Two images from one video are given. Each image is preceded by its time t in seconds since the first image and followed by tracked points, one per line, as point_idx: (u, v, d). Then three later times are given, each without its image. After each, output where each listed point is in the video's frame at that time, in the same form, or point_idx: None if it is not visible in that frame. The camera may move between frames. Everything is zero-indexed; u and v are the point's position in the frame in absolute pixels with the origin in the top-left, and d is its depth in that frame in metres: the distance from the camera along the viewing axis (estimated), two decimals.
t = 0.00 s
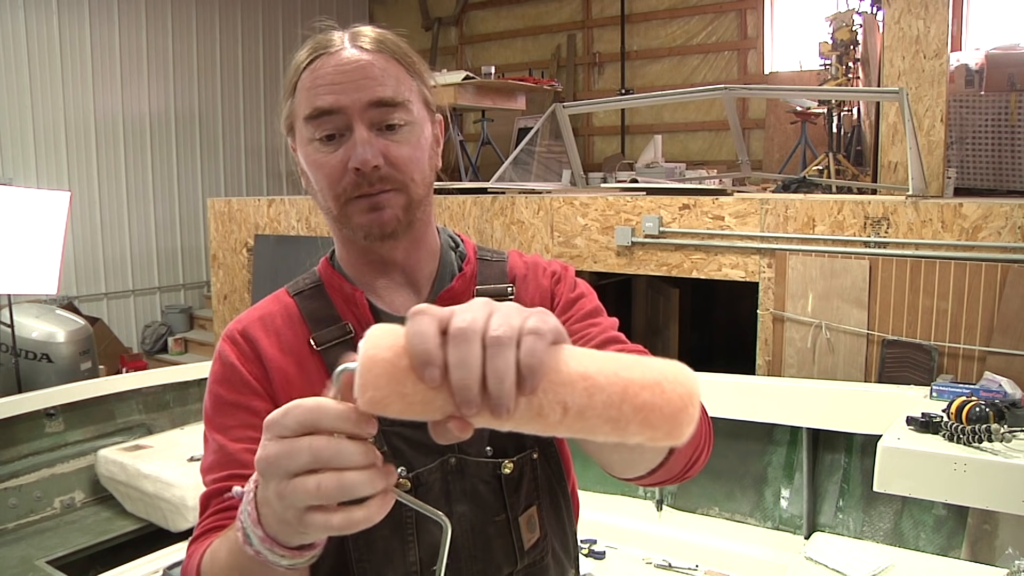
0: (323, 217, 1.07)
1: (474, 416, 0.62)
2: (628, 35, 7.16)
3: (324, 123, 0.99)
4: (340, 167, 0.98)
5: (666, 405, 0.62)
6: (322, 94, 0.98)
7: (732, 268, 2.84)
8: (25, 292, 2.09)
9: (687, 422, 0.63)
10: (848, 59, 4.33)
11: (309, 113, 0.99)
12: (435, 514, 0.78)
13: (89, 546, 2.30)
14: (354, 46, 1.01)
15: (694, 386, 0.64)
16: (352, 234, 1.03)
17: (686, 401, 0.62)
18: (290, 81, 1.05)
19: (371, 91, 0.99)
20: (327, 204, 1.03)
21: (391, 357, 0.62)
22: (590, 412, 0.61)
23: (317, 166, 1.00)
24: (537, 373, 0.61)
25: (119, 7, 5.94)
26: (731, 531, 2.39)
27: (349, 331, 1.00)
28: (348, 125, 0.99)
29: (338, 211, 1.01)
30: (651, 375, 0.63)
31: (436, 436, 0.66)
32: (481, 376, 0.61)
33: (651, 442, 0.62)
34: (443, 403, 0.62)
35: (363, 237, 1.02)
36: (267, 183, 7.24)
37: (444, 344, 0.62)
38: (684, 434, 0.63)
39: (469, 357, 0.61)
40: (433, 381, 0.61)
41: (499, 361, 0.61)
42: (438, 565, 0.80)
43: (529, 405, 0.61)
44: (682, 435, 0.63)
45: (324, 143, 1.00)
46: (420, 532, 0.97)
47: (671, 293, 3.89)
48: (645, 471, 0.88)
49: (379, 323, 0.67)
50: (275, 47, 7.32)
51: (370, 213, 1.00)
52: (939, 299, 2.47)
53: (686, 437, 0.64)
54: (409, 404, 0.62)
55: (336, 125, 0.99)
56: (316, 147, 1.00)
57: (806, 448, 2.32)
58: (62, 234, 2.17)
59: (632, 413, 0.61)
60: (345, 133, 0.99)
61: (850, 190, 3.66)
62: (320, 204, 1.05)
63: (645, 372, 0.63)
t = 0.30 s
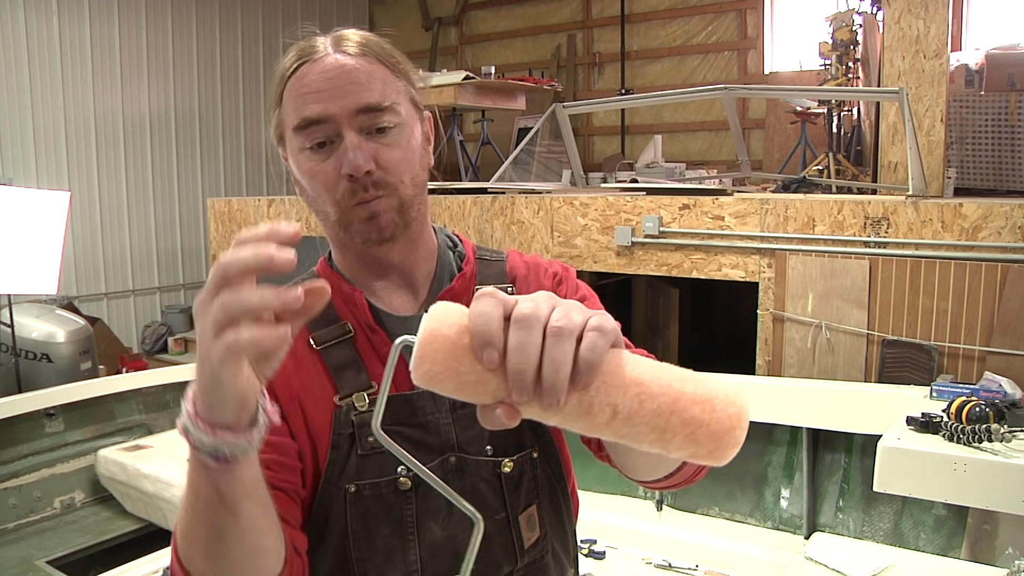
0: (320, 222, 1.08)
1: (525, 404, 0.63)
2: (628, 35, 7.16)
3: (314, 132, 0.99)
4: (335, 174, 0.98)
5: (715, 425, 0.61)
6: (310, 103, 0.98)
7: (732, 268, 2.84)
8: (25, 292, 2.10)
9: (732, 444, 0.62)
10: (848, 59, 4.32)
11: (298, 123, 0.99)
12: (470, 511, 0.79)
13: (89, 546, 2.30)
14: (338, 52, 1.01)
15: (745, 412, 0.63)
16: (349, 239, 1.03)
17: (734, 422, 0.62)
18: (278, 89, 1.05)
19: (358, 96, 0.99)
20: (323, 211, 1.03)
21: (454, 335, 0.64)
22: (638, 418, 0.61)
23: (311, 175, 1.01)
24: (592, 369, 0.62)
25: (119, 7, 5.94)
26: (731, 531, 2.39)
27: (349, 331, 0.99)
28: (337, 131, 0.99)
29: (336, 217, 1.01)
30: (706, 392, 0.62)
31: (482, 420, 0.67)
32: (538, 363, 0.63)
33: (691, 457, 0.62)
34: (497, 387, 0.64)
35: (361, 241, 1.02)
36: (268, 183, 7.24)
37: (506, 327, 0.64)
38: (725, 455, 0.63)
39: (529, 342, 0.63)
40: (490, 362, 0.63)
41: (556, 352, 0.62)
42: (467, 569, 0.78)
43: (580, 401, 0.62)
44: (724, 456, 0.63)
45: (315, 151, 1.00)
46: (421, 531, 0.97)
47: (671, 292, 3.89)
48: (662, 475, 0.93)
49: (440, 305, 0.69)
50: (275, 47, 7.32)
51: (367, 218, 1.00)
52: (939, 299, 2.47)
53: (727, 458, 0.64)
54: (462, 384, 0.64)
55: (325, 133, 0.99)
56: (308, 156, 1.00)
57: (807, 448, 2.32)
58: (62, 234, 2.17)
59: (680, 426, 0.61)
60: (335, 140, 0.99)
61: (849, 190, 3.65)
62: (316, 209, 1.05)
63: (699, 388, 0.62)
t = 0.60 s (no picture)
0: (318, 218, 1.08)
1: (506, 419, 0.63)
2: (628, 35, 7.16)
3: (315, 124, 1.00)
4: (335, 163, 0.98)
5: (694, 430, 0.62)
6: (312, 94, 0.98)
7: (732, 268, 2.84)
8: (25, 292, 2.09)
9: (713, 447, 0.63)
10: (848, 59, 4.33)
11: (300, 115, 1.00)
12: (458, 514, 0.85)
13: (89, 546, 2.30)
14: (339, 46, 1.02)
15: (724, 415, 0.64)
16: (349, 232, 1.03)
17: (713, 427, 0.63)
18: (279, 85, 1.05)
19: (359, 88, 0.99)
20: (323, 203, 1.03)
21: (432, 355, 0.63)
22: (618, 427, 0.61)
23: (311, 166, 1.00)
24: (569, 382, 0.62)
25: (119, 7, 5.94)
26: (731, 531, 2.39)
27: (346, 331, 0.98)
28: (339, 123, 0.99)
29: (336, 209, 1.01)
30: (684, 398, 0.63)
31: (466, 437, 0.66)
32: (515, 380, 0.62)
33: (677, 463, 0.63)
34: (478, 404, 0.63)
35: (360, 234, 1.02)
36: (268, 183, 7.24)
37: (482, 346, 0.62)
38: (709, 458, 0.63)
39: (505, 360, 0.62)
40: (470, 382, 0.62)
41: (533, 367, 0.61)
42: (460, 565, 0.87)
43: (560, 413, 0.62)
44: (707, 459, 0.63)
45: (317, 143, 1.00)
46: (419, 530, 0.97)
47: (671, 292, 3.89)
48: (652, 478, 0.91)
49: (426, 324, 0.68)
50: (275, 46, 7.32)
51: (367, 209, 1.00)
52: (939, 299, 2.47)
53: (709, 461, 0.64)
54: (443, 402, 0.63)
55: (327, 123, 0.99)
56: (309, 147, 1.00)
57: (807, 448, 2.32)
58: (62, 233, 2.17)
59: (660, 433, 0.61)
60: (337, 131, 0.99)
61: (849, 190, 3.66)
62: (315, 204, 1.05)
63: (676, 395, 0.62)
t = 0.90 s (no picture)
0: (322, 225, 1.07)
1: (492, 424, 0.64)
2: (628, 35, 7.16)
3: (328, 133, 0.98)
4: (352, 172, 0.98)
5: (680, 436, 0.61)
6: (325, 104, 0.97)
7: (732, 268, 2.84)
8: (25, 292, 2.10)
9: (700, 452, 0.63)
10: (848, 58, 4.32)
11: (312, 124, 0.98)
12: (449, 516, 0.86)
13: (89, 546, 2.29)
14: (345, 51, 1.01)
15: (711, 420, 0.63)
16: (361, 238, 1.03)
17: (699, 433, 0.62)
18: (281, 91, 1.03)
19: (373, 94, 0.98)
20: (334, 212, 1.02)
21: (419, 361, 0.65)
22: (603, 432, 0.61)
23: (323, 175, 0.99)
24: (553, 387, 0.62)
25: (120, 7, 5.94)
26: (731, 531, 2.39)
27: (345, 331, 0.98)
28: (353, 131, 0.98)
29: (349, 217, 1.01)
30: (670, 403, 0.62)
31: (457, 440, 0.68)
32: (500, 385, 0.62)
33: (663, 469, 0.63)
34: (465, 410, 0.64)
35: (374, 240, 1.03)
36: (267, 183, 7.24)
37: (467, 352, 0.63)
38: (696, 463, 0.63)
39: (490, 365, 0.62)
40: (456, 387, 0.63)
41: (517, 372, 0.62)
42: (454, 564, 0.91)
43: (544, 419, 0.62)
44: (694, 465, 0.63)
45: (330, 152, 0.99)
46: (416, 529, 0.97)
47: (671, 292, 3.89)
48: (646, 480, 0.91)
49: (416, 331, 0.71)
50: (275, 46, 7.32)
51: (383, 216, 1.01)
52: (939, 299, 2.47)
53: (697, 467, 0.64)
54: (432, 409, 0.64)
55: (341, 132, 0.98)
56: (320, 156, 0.99)
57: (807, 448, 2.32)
58: (62, 234, 2.17)
59: (644, 438, 0.61)
60: (351, 140, 0.98)
61: (849, 190, 3.65)
62: (322, 211, 1.04)
63: (662, 401, 0.62)
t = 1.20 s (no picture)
0: (313, 218, 1.08)
1: (483, 429, 0.64)
2: (628, 35, 7.16)
3: (314, 121, 0.99)
4: (331, 161, 0.98)
5: (672, 432, 0.61)
6: (313, 93, 0.98)
7: (732, 268, 2.84)
8: (25, 292, 2.09)
9: (694, 448, 0.62)
10: (848, 58, 4.32)
11: (299, 113, 1.00)
12: (444, 529, 0.86)
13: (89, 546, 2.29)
14: (340, 45, 1.02)
15: (704, 415, 0.63)
16: (343, 231, 1.03)
17: (693, 428, 0.62)
18: (277, 83, 1.05)
19: (360, 87, 0.99)
20: (317, 201, 1.03)
21: (407, 368, 0.65)
22: (596, 432, 0.61)
23: (306, 163, 1.00)
24: (544, 388, 0.63)
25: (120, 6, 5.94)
26: (731, 530, 2.39)
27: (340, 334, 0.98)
28: (338, 121, 0.99)
29: (330, 208, 1.01)
30: (661, 400, 0.62)
31: (448, 445, 0.68)
32: (489, 390, 0.62)
33: (657, 467, 0.62)
34: (455, 416, 0.64)
35: (355, 233, 1.03)
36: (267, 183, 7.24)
37: (455, 358, 0.63)
38: (691, 459, 0.63)
39: (479, 369, 0.63)
40: (445, 394, 0.63)
41: (506, 376, 0.62)
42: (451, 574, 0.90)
43: (535, 422, 0.62)
44: (689, 461, 0.62)
45: (314, 141, 1.00)
46: (413, 530, 0.97)
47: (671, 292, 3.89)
48: (640, 481, 0.91)
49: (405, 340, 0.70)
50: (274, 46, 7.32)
51: (362, 209, 1.01)
52: (939, 299, 2.47)
53: (692, 462, 0.64)
54: (422, 416, 0.64)
55: (326, 122, 0.99)
56: (305, 144, 1.00)
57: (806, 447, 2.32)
58: (61, 233, 2.17)
59: (638, 436, 0.61)
60: (336, 130, 0.99)
61: (849, 190, 3.65)
62: (309, 203, 1.05)
63: (654, 398, 0.62)
